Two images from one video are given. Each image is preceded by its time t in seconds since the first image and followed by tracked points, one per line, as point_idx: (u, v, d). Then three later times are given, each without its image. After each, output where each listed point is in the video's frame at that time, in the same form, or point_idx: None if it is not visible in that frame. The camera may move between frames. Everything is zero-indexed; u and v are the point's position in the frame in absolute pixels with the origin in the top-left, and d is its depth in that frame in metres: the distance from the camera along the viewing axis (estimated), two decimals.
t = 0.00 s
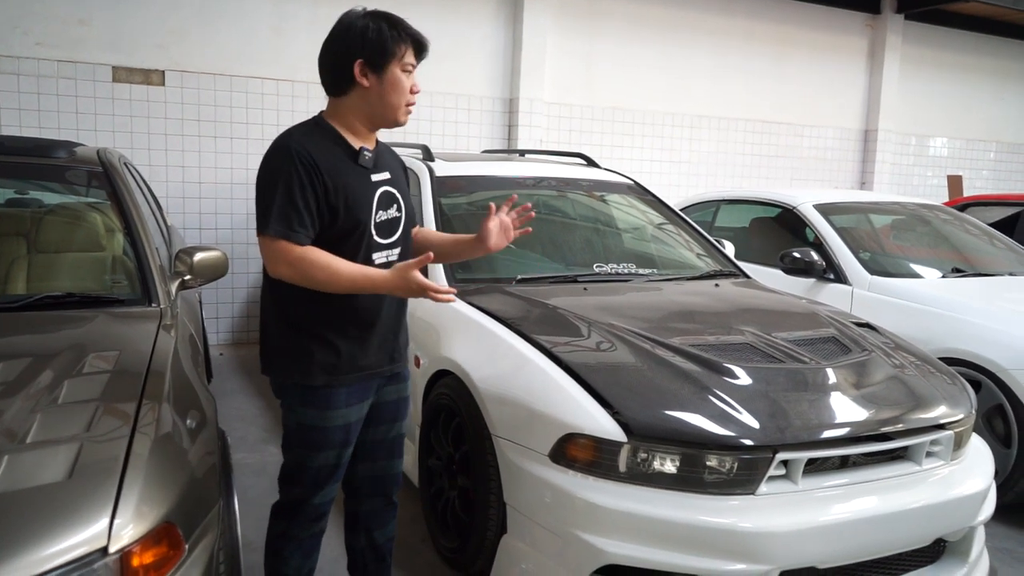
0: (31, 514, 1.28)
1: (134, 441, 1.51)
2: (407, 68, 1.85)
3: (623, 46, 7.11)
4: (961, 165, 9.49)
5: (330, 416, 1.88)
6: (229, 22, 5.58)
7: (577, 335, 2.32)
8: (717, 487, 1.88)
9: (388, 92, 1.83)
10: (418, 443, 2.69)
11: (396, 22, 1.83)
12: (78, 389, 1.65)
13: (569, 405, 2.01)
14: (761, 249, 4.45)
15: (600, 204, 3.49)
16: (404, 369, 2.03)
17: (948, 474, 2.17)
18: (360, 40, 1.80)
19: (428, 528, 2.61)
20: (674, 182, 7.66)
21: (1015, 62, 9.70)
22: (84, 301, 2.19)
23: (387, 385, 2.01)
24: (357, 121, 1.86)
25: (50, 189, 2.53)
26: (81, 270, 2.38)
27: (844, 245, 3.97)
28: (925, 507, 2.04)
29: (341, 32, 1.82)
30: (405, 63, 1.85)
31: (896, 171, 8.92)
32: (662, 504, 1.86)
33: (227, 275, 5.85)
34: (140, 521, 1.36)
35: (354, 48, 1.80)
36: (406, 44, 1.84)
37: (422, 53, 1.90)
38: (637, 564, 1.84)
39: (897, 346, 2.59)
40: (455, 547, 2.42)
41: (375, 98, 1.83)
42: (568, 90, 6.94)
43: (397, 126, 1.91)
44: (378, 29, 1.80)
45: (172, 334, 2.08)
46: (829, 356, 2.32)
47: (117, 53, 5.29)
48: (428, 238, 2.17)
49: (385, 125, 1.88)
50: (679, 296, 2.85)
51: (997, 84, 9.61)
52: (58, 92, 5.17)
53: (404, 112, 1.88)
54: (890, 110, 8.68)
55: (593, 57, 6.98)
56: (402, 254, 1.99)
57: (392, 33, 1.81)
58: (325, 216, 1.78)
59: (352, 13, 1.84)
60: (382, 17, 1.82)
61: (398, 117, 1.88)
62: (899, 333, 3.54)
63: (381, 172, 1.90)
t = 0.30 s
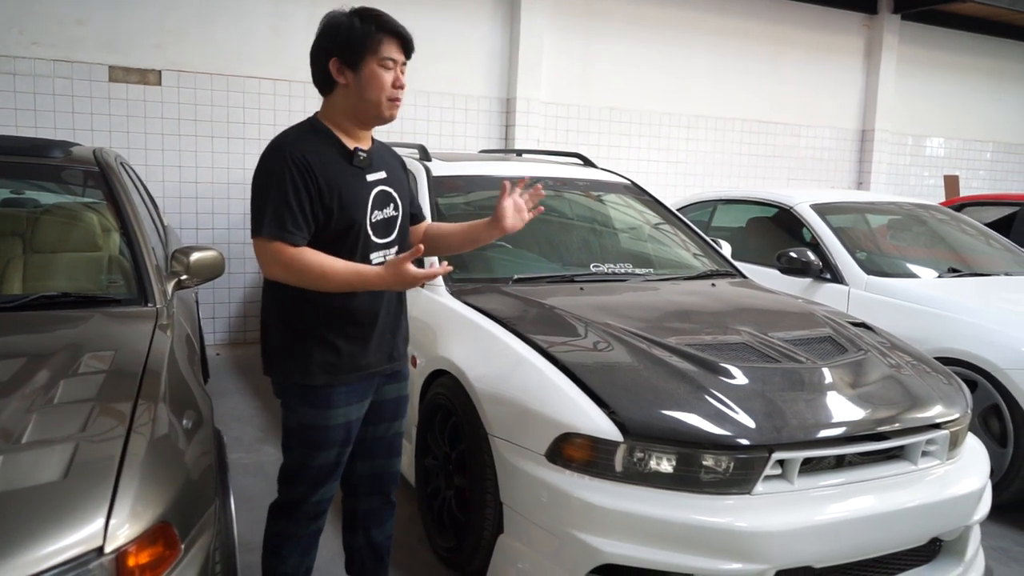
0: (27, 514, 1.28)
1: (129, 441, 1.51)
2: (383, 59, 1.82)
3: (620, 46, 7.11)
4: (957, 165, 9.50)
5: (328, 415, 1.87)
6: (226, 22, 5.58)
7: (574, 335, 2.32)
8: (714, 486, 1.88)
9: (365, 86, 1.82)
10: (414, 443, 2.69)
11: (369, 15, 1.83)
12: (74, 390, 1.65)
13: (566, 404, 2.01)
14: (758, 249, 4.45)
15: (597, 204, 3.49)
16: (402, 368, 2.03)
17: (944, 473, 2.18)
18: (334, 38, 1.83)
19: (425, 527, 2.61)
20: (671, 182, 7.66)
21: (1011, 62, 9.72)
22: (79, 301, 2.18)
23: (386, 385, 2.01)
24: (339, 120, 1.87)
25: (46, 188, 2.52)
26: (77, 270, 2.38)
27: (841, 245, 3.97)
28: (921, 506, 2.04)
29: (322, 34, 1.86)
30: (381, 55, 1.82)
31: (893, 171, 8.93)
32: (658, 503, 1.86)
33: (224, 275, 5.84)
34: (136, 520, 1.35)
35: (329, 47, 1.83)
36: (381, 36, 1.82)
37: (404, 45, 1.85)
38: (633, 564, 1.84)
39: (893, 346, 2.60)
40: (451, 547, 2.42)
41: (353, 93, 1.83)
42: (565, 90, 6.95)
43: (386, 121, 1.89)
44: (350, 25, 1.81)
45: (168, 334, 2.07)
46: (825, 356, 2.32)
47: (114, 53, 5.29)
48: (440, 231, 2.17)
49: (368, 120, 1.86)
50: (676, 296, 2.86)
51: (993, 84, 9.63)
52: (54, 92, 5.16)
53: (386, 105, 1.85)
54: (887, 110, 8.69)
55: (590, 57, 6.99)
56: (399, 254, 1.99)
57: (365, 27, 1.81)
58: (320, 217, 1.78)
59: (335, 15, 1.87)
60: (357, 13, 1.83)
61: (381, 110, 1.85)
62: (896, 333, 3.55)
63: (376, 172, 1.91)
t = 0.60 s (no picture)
0: (23, 512, 1.28)
1: (124, 439, 1.51)
2: (344, 58, 1.85)
3: (616, 45, 7.12)
4: (952, 165, 9.53)
5: (323, 411, 1.88)
6: (221, 20, 5.57)
7: (570, 334, 2.33)
8: (708, 484, 1.89)
9: (332, 89, 1.87)
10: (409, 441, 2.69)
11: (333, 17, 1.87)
12: (68, 388, 1.65)
13: (561, 403, 2.01)
14: (753, 248, 4.46)
15: (593, 203, 3.50)
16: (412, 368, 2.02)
17: (938, 471, 2.19)
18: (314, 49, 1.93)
19: (421, 525, 2.61)
20: (667, 182, 7.67)
21: (1006, 62, 9.75)
22: (74, 300, 2.18)
23: (391, 384, 1.99)
24: (330, 124, 1.93)
25: (41, 187, 2.53)
26: (72, 268, 2.38)
27: (836, 244, 3.98)
28: (915, 503, 2.05)
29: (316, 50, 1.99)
30: (339, 55, 1.85)
31: (888, 170, 8.96)
32: (652, 501, 1.87)
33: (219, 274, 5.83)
34: (130, 519, 1.35)
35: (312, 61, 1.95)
36: (337, 37, 1.85)
37: (361, 36, 1.84)
38: (628, 561, 1.84)
39: (887, 344, 2.61)
40: (446, 545, 2.42)
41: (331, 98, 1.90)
42: (561, 89, 6.95)
43: (365, 118, 1.88)
44: (318, 33, 1.89)
45: (163, 332, 2.07)
46: (820, 355, 2.33)
47: (110, 51, 5.28)
48: (453, 237, 2.15)
49: (348, 119, 1.88)
50: (671, 294, 2.86)
51: (988, 84, 9.66)
52: (50, 91, 5.15)
53: (352, 102, 1.85)
54: (882, 110, 8.71)
55: (587, 56, 7.00)
56: (403, 256, 1.97)
57: (324, 33, 1.87)
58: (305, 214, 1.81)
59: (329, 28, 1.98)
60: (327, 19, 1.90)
61: (351, 109, 1.86)
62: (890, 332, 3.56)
63: (377, 172, 1.90)
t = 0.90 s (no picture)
0: (5, 512, 1.27)
1: (108, 439, 1.50)
2: (336, 61, 1.86)
3: (602, 45, 7.15)
4: (934, 166, 9.63)
5: (309, 407, 1.90)
6: (206, 18, 5.53)
7: (555, 334, 2.33)
8: (692, 483, 1.90)
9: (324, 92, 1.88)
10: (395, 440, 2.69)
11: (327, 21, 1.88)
12: (51, 387, 1.63)
13: (545, 402, 2.02)
14: (737, 248, 4.50)
15: (578, 203, 3.52)
16: (408, 372, 2.02)
17: (918, 470, 2.21)
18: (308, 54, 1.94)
19: (406, 525, 2.61)
20: (652, 182, 7.70)
21: (987, 65, 9.86)
22: (56, 299, 2.16)
23: (381, 385, 1.99)
24: (322, 128, 1.93)
25: (22, 184, 2.51)
26: (53, 267, 2.34)
27: (819, 245, 4.02)
28: (896, 502, 2.08)
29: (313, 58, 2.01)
30: (331, 58, 1.86)
31: (871, 171, 9.04)
32: (636, 500, 1.88)
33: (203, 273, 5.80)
34: (113, 519, 1.35)
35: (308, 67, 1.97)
36: (330, 40, 1.86)
37: (353, 40, 1.85)
38: (612, 560, 1.85)
39: (870, 344, 2.63)
40: (431, 545, 2.42)
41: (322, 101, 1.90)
42: (547, 89, 6.96)
43: (356, 120, 1.87)
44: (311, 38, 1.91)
45: (147, 332, 2.06)
46: (803, 355, 2.35)
47: (92, 48, 5.23)
48: (448, 242, 2.13)
49: (339, 123, 1.88)
50: (656, 295, 2.88)
51: (969, 86, 9.77)
52: (31, 87, 5.10)
53: (343, 104, 1.85)
54: (865, 111, 8.79)
55: (573, 57, 7.01)
56: (391, 259, 1.93)
57: (317, 37, 1.88)
58: (286, 217, 1.84)
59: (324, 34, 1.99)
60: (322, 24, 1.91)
61: (341, 111, 1.86)
62: (873, 332, 3.60)
63: (365, 174, 1.89)
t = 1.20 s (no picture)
0: None
1: (92, 446, 1.48)
2: (344, 62, 1.84)
3: (583, 51, 7.18)
4: (911, 173, 9.77)
5: (292, 413, 1.89)
6: (186, 20, 5.49)
7: (540, 338, 2.34)
8: (678, 487, 1.91)
9: (324, 89, 1.85)
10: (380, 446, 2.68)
11: (334, 19, 1.86)
12: (34, 394, 1.61)
13: (531, 407, 2.02)
14: (719, 254, 4.53)
15: (561, 208, 3.53)
16: (390, 376, 2.01)
17: (899, 473, 2.24)
18: (302, 44, 1.89)
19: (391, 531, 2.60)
20: (634, 187, 7.75)
21: (961, 73, 10.03)
22: (37, 303, 2.13)
23: (363, 391, 1.98)
24: (311, 124, 1.90)
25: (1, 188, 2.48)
26: (33, 272, 2.32)
27: (800, 250, 4.06)
28: (878, 505, 2.11)
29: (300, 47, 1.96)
30: (339, 58, 1.84)
31: (849, 177, 9.15)
32: (623, 504, 1.89)
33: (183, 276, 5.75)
34: (98, 527, 1.33)
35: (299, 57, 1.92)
36: (338, 40, 1.84)
37: (363, 45, 1.85)
38: (598, 564, 1.86)
39: (851, 349, 2.66)
40: (417, 550, 2.41)
41: (318, 97, 1.87)
42: (529, 94, 6.98)
43: (354, 122, 1.88)
44: (314, 31, 1.86)
45: (130, 337, 2.03)
46: (786, 360, 2.37)
47: (71, 50, 5.18)
48: (424, 246, 2.09)
49: (335, 123, 1.87)
50: (639, 299, 2.90)
51: (944, 94, 9.92)
52: (8, 88, 5.04)
53: (347, 106, 1.85)
54: (843, 118, 8.90)
55: (555, 61, 7.04)
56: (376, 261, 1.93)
57: (322, 32, 1.85)
58: (272, 218, 1.83)
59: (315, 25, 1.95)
60: (324, 18, 1.88)
61: (342, 111, 1.85)
62: (853, 336, 3.64)
63: (349, 176, 1.89)
